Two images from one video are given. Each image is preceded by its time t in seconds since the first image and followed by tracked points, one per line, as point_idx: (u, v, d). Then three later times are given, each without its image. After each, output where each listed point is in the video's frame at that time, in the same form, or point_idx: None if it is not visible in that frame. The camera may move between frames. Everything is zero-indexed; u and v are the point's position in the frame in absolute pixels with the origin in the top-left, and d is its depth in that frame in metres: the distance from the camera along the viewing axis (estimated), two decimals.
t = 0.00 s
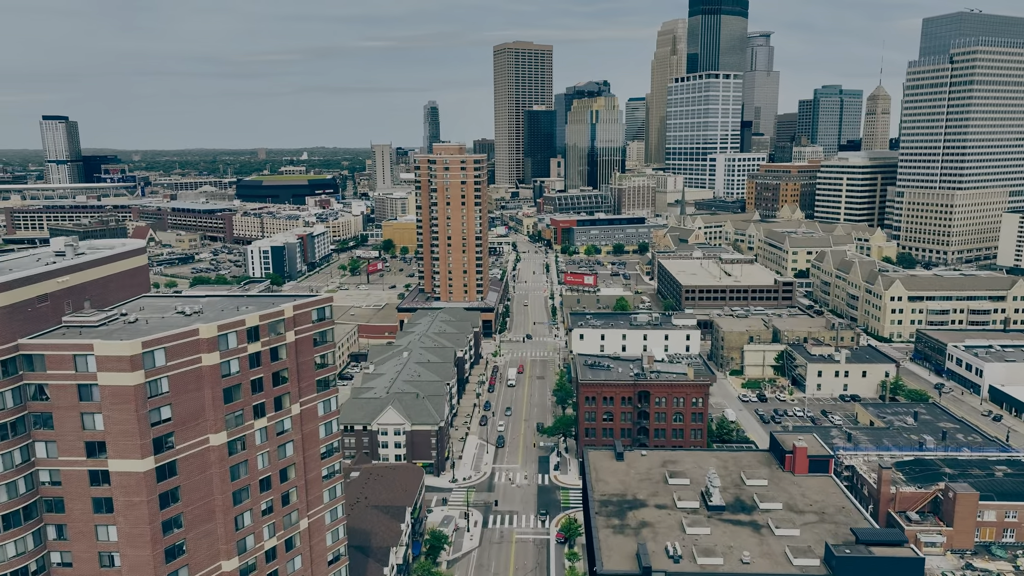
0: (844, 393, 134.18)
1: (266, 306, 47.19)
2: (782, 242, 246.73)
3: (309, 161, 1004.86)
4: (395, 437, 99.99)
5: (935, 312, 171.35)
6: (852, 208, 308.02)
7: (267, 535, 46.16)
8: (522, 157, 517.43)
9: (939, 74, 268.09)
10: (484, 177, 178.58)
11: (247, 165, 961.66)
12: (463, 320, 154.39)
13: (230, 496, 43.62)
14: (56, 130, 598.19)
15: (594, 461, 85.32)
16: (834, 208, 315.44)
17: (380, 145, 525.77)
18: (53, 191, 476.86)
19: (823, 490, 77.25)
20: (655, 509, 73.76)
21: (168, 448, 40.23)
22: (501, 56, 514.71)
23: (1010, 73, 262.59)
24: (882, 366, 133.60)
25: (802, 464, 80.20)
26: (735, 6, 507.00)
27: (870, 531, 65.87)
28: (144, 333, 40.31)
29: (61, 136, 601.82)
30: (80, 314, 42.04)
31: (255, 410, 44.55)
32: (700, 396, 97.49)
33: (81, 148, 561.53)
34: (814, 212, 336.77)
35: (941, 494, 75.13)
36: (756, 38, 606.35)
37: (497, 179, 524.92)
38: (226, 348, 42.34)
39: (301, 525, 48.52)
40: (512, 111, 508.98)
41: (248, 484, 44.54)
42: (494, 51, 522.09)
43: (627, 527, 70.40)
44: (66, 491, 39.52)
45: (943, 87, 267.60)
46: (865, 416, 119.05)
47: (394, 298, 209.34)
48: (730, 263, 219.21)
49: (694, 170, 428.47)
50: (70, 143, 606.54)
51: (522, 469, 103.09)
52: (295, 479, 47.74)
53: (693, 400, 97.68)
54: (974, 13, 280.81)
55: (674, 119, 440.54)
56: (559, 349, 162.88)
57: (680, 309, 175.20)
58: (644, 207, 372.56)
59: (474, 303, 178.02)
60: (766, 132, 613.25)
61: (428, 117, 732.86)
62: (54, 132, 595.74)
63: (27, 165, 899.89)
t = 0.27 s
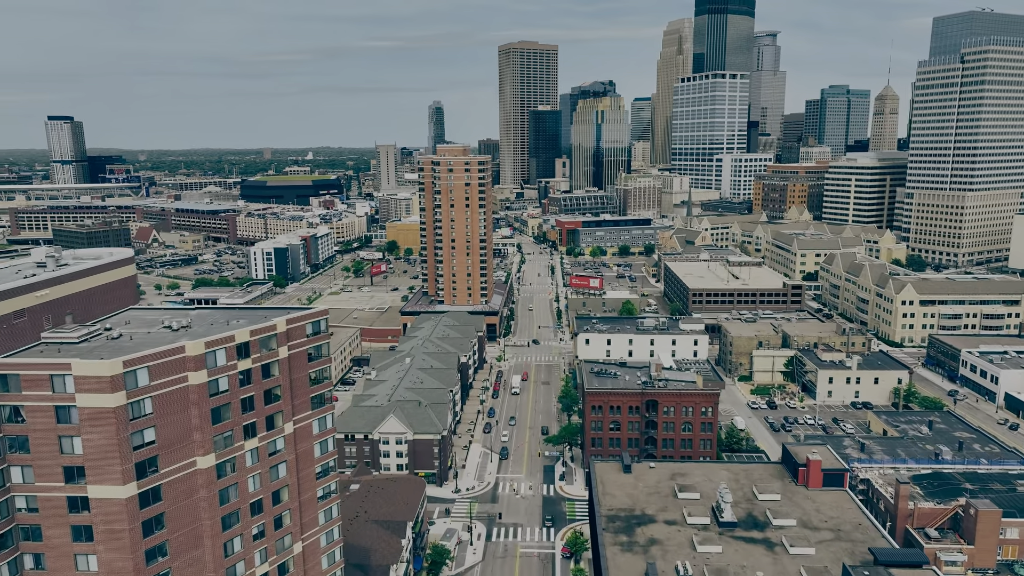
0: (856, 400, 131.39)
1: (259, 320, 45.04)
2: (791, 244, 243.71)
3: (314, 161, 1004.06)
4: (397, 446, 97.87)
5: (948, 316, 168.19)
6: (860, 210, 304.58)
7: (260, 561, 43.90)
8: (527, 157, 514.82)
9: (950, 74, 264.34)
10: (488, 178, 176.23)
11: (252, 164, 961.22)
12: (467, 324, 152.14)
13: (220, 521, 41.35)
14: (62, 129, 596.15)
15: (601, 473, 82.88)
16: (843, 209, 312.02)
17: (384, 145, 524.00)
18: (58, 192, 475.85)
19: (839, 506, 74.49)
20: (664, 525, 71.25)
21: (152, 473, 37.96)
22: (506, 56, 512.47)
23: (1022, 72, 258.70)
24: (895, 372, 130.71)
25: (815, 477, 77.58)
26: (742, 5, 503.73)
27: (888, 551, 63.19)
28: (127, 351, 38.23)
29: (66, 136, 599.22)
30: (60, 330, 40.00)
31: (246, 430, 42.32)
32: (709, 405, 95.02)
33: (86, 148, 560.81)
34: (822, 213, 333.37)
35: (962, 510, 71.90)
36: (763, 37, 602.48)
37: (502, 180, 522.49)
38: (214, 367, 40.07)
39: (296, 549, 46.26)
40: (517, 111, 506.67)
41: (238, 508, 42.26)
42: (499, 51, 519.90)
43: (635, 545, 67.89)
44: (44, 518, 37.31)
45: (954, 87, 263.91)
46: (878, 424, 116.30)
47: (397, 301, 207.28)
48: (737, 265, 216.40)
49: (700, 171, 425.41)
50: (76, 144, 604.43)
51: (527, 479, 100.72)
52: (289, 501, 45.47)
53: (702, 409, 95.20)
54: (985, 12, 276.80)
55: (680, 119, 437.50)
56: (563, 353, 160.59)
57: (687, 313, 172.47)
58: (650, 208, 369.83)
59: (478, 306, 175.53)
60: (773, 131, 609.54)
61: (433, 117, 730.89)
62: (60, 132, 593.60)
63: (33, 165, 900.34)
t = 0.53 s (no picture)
0: (869, 408, 128.48)
1: (251, 335, 42.89)
2: (800, 246, 240.48)
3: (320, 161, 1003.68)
4: (399, 456, 96.07)
5: (962, 321, 165.01)
6: (870, 211, 300.99)
7: None
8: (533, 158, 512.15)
9: (963, 74, 260.37)
10: (494, 180, 173.79)
11: (259, 164, 961.14)
12: (472, 328, 149.88)
13: (208, 548, 39.13)
14: (68, 130, 594.75)
15: (609, 486, 80.43)
16: (852, 211, 308.37)
17: (390, 145, 522.11)
18: (63, 192, 475.14)
19: (856, 523, 71.82)
20: (675, 543, 68.69)
21: (135, 500, 35.73)
22: (512, 55, 509.98)
23: None
24: (909, 380, 127.73)
25: (831, 492, 74.93)
26: (750, 5, 499.86)
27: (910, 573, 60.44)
28: (109, 371, 36.00)
29: (73, 136, 596.57)
30: (39, 347, 37.82)
31: (236, 452, 40.14)
32: (720, 415, 92.43)
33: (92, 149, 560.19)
34: (831, 215, 329.84)
35: (985, 528, 68.98)
36: (771, 37, 598.27)
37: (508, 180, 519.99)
38: (201, 387, 37.80)
39: (288, 575, 44.06)
40: (523, 112, 504.12)
41: (228, 534, 40.03)
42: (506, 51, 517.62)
43: (645, 564, 65.34)
44: (20, 548, 35.14)
45: (967, 87, 260.09)
46: (893, 433, 113.43)
47: (402, 304, 205.16)
48: (746, 268, 213.45)
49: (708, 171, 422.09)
50: (82, 144, 603.35)
51: (532, 490, 98.35)
52: (282, 525, 43.27)
53: (713, 419, 92.66)
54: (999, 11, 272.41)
55: (688, 119, 434.32)
56: (569, 358, 158.22)
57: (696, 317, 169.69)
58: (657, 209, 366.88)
59: (483, 310, 173.13)
60: (781, 132, 605.42)
61: (439, 117, 728.72)
62: (66, 132, 592.12)
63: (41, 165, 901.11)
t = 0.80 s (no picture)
0: (879, 416, 125.87)
1: (238, 353, 40.60)
2: (806, 248, 237.78)
3: (323, 162, 1002.54)
4: (400, 466, 93.69)
5: (972, 326, 162.19)
6: (877, 212, 297.88)
7: None
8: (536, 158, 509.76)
9: (972, 74, 257.51)
10: (497, 182, 171.45)
11: (262, 165, 960.26)
12: (474, 333, 147.57)
13: None
14: (71, 130, 594.17)
15: (615, 500, 77.99)
16: (859, 212, 305.44)
17: (393, 145, 520.33)
18: (66, 192, 474.09)
19: (871, 540, 69.26)
20: (684, 561, 66.17)
21: (111, 533, 33.35)
22: (516, 56, 507.81)
23: None
24: (920, 387, 125.02)
25: (845, 508, 72.40)
26: (754, 4, 496.57)
27: None
28: (84, 393, 33.65)
29: (76, 137, 595.23)
30: (10, 369, 35.40)
31: (222, 478, 37.82)
32: (729, 426, 90.01)
33: (95, 150, 560.37)
34: (837, 216, 326.93)
35: (1007, 546, 66.27)
36: (775, 37, 595.03)
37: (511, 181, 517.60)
38: (184, 410, 35.51)
39: None
40: (526, 112, 502.00)
41: (213, 566, 37.69)
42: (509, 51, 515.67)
43: None
44: None
45: (976, 88, 257.37)
46: (904, 443, 110.77)
47: (404, 307, 202.98)
48: (752, 271, 210.79)
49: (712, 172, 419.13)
50: (85, 145, 601.78)
51: (536, 502, 95.98)
52: (271, 553, 40.96)
53: (721, 430, 90.25)
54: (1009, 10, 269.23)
55: (692, 119, 431.53)
56: (573, 363, 155.94)
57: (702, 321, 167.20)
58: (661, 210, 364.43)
59: (486, 314, 170.73)
60: (785, 132, 602.01)
61: (442, 117, 726.41)
62: (69, 133, 591.01)
63: (44, 165, 901.33)
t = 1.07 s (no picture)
0: (886, 423, 123.49)
1: (221, 372, 38.27)
2: (810, 250, 235.36)
3: (323, 162, 1000.10)
4: (397, 477, 91.23)
5: (979, 330, 159.73)
6: (880, 213, 295.31)
7: None
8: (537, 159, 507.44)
9: (977, 74, 254.48)
10: (497, 185, 169.00)
11: (262, 165, 957.84)
12: (474, 338, 145.19)
13: None
14: (70, 131, 591.94)
15: (619, 514, 75.56)
16: (862, 213, 302.90)
17: (393, 146, 518.00)
18: (65, 193, 471.89)
19: (884, 558, 66.81)
20: None
21: (80, 572, 30.86)
22: (516, 56, 505.40)
23: None
24: (929, 394, 122.56)
25: (856, 523, 69.90)
26: (756, 4, 493.92)
27: None
28: (50, 421, 31.15)
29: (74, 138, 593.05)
30: None
31: (202, 507, 35.41)
32: (735, 437, 87.53)
33: (94, 151, 558.60)
34: (840, 218, 324.48)
35: None
36: (777, 37, 592.29)
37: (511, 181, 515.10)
38: (160, 437, 33.15)
39: None
40: (527, 112, 499.78)
41: None
42: (509, 51, 513.13)
43: None
44: None
45: (981, 88, 254.39)
46: (914, 451, 108.32)
47: (403, 310, 200.60)
48: (755, 273, 208.33)
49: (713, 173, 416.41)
50: (84, 146, 598.62)
51: (536, 513, 93.57)
52: None
53: (728, 441, 87.75)
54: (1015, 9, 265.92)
55: (693, 120, 428.85)
56: (574, 368, 153.68)
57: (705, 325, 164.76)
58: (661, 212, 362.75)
59: (486, 318, 168.34)
60: (787, 132, 599.50)
61: (442, 117, 723.69)
62: (68, 133, 588.66)
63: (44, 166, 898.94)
